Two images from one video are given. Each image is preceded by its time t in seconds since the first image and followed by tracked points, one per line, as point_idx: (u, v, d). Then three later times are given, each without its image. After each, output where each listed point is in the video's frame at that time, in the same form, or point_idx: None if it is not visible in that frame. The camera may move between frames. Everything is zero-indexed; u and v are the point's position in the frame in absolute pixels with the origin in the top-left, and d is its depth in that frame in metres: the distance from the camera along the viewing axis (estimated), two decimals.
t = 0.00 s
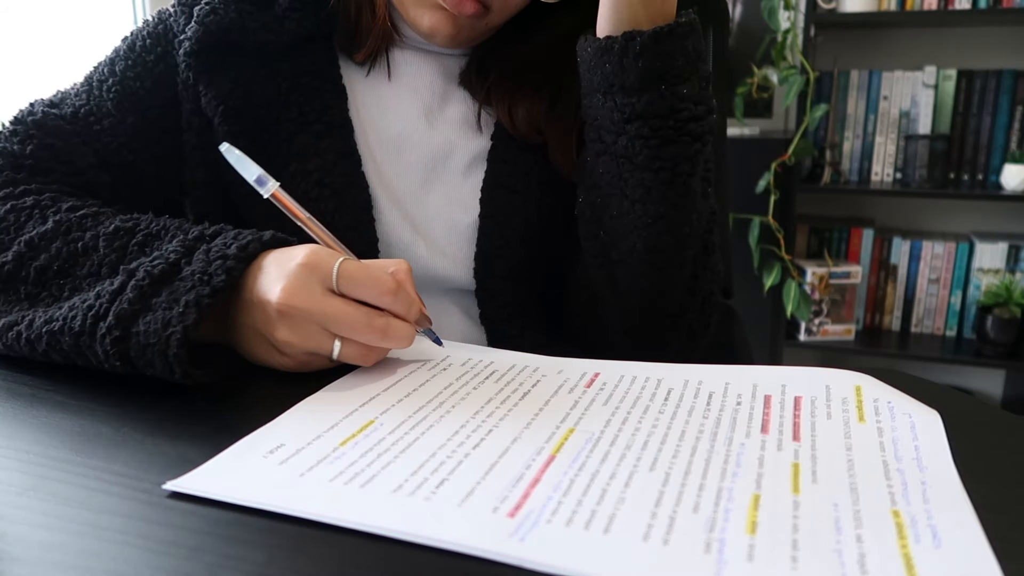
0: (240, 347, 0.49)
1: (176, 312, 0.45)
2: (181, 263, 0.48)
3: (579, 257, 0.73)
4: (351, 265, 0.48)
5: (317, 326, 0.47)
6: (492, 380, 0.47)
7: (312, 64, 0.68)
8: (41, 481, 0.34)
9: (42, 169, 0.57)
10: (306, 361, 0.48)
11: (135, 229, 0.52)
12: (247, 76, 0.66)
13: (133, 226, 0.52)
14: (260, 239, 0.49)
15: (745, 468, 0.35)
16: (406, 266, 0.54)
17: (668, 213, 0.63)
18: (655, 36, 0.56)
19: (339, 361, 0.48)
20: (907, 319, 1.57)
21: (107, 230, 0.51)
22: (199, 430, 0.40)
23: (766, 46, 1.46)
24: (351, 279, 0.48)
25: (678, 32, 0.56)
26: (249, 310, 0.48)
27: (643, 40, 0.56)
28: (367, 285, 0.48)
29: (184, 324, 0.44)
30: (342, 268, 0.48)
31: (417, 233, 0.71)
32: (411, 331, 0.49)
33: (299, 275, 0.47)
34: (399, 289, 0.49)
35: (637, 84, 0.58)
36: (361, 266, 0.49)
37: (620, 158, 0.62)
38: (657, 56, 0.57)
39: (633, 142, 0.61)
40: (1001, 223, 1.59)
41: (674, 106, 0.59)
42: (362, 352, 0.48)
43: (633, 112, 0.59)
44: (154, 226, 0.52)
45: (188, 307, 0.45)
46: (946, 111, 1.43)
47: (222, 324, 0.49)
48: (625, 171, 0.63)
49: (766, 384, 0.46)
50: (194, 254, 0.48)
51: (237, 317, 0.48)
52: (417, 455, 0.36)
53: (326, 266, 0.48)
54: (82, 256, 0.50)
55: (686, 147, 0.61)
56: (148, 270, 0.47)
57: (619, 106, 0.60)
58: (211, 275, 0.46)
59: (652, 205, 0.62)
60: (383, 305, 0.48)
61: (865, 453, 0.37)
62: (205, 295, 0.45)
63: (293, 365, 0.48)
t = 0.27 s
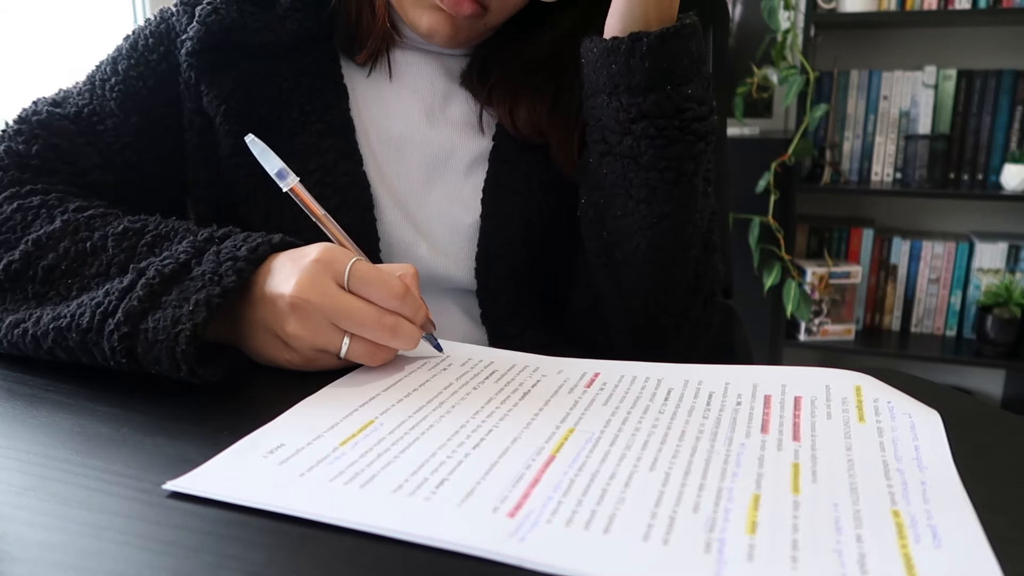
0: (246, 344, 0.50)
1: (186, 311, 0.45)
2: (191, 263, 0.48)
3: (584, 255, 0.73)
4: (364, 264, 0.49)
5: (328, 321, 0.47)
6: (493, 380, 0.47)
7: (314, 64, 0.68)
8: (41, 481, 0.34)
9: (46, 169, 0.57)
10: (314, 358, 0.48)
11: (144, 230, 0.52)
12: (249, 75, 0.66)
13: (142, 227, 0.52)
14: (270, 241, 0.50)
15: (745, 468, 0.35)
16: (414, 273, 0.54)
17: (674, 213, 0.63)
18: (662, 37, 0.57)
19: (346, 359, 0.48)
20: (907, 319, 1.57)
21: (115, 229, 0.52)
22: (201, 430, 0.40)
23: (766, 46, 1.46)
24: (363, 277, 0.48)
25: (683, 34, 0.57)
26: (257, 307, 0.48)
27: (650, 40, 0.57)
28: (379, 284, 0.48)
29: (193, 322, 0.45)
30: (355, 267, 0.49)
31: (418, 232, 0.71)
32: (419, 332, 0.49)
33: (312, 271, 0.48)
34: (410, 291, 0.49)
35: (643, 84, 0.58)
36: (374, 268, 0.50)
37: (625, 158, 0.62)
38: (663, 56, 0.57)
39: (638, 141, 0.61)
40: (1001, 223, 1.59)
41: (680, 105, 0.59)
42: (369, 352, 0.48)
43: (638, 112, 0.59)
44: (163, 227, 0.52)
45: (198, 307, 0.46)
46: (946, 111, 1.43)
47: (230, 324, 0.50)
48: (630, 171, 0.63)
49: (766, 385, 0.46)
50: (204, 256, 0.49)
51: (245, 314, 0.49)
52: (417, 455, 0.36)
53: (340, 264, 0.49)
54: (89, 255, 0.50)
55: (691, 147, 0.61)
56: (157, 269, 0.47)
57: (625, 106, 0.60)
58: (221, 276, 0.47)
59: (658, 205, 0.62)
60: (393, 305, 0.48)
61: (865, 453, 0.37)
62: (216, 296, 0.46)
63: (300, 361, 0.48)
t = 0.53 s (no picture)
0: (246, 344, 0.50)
1: (186, 311, 0.45)
2: (191, 263, 0.48)
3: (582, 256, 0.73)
4: (365, 262, 0.49)
5: (329, 318, 0.47)
6: (492, 380, 0.47)
7: (313, 64, 0.68)
8: (40, 481, 0.34)
9: (46, 169, 0.57)
10: (314, 356, 0.48)
11: (144, 231, 0.52)
12: (249, 75, 0.66)
13: (143, 228, 0.52)
14: (269, 241, 0.50)
15: (745, 468, 0.35)
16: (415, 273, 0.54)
17: (670, 215, 0.63)
18: (655, 38, 0.57)
19: (347, 357, 0.48)
20: (907, 319, 1.57)
21: (116, 230, 0.52)
22: (201, 430, 0.40)
23: (765, 46, 1.46)
24: (364, 273, 0.48)
25: (676, 35, 0.58)
26: (258, 305, 0.48)
27: (643, 42, 0.57)
28: (380, 281, 0.48)
29: (193, 323, 0.45)
30: (357, 265, 0.49)
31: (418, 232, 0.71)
32: (420, 330, 0.49)
33: (313, 267, 0.48)
34: (411, 289, 0.49)
35: (638, 86, 0.59)
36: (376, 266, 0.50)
37: (620, 160, 0.63)
38: (657, 57, 0.58)
39: (633, 144, 0.61)
40: (1001, 223, 1.59)
41: (674, 107, 0.59)
42: (370, 349, 0.48)
43: (632, 114, 0.60)
44: (164, 228, 0.52)
45: (197, 306, 0.45)
46: (945, 111, 1.43)
47: (231, 323, 0.50)
48: (625, 173, 0.63)
49: (766, 385, 0.46)
50: (203, 256, 0.49)
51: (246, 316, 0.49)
52: (417, 455, 0.36)
53: (342, 261, 0.49)
54: (89, 256, 0.50)
55: (686, 148, 0.61)
56: (157, 269, 0.47)
57: (619, 109, 0.60)
58: (221, 277, 0.47)
59: (654, 207, 0.62)
60: (393, 303, 0.48)
61: (865, 453, 0.37)
62: (215, 296, 0.46)
63: (300, 359, 0.48)
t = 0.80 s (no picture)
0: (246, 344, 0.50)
1: (185, 311, 0.45)
2: (190, 263, 0.48)
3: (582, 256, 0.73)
4: (360, 262, 0.49)
5: (326, 320, 0.47)
6: (492, 380, 0.47)
7: (314, 64, 0.68)
8: (40, 482, 0.33)
9: (47, 170, 0.57)
10: (313, 356, 0.48)
11: (143, 232, 0.52)
12: (250, 76, 0.66)
13: (141, 228, 0.52)
14: (268, 241, 0.50)
15: (745, 468, 0.35)
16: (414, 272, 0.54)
17: (669, 217, 0.63)
18: (654, 42, 0.57)
19: (345, 357, 0.48)
20: (907, 319, 1.57)
21: (115, 231, 0.52)
22: (202, 430, 0.40)
23: (765, 46, 1.46)
24: (359, 275, 0.48)
25: (676, 38, 0.58)
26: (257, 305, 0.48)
27: (642, 46, 0.57)
28: (375, 282, 0.48)
29: (191, 323, 0.45)
30: (352, 266, 0.48)
31: (419, 233, 0.71)
32: (417, 330, 0.49)
33: (308, 269, 0.48)
34: (408, 289, 0.49)
35: (638, 89, 0.59)
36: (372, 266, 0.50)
37: (620, 163, 0.63)
38: (656, 60, 0.58)
39: (633, 146, 0.61)
40: (1001, 223, 1.59)
41: (674, 110, 0.59)
42: (367, 350, 0.48)
43: (632, 117, 0.60)
44: (163, 228, 0.52)
45: (196, 307, 0.45)
46: (945, 111, 1.43)
47: (230, 323, 0.50)
48: (625, 175, 0.63)
49: (766, 385, 0.46)
50: (202, 256, 0.49)
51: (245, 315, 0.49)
52: (417, 455, 0.36)
53: (338, 262, 0.49)
54: (88, 256, 0.50)
55: (685, 151, 0.61)
56: (156, 269, 0.47)
57: (619, 112, 0.60)
58: (220, 277, 0.47)
59: (653, 209, 0.63)
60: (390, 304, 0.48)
61: (865, 453, 0.37)
62: (214, 296, 0.46)
63: (298, 359, 0.48)
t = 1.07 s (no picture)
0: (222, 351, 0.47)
1: (140, 323, 0.42)
2: (155, 268, 0.45)
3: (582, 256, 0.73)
4: (316, 268, 0.44)
5: (274, 331, 0.43)
6: (491, 380, 0.47)
7: (314, 64, 0.68)
8: (40, 481, 0.34)
9: (48, 171, 0.57)
10: (267, 368, 0.45)
11: (122, 236, 0.50)
12: (250, 76, 0.66)
13: (121, 232, 0.50)
14: (228, 248, 0.46)
15: (745, 468, 0.35)
16: (385, 278, 0.49)
17: (667, 214, 0.63)
18: (649, 40, 0.58)
19: (297, 372, 0.45)
20: (907, 319, 1.57)
21: (95, 235, 0.50)
22: (203, 430, 0.40)
23: (765, 46, 1.46)
24: (310, 282, 0.43)
25: (671, 36, 0.58)
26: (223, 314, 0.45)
27: (637, 43, 0.58)
28: (326, 290, 0.43)
29: (145, 337, 0.42)
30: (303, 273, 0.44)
31: (419, 232, 0.71)
32: (375, 343, 0.45)
33: (258, 275, 0.44)
34: (364, 299, 0.45)
35: (633, 86, 0.59)
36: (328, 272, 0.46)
37: (617, 161, 0.63)
38: (651, 58, 0.58)
39: (629, 144, 0.62)
40: (1001, 223, 1.59)
41: (669, 108, 0.60)
42: (320, 364, 0.45)
43: (629, 114, 0.60)
44: (141, 232, 0.50)
45: (152, 318, 0.42)
46: (945, 111, 1.43)
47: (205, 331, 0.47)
48: (622, 174, 0.63)
49: (766, 385, 0.46)
50: (170, 261, 0.46)
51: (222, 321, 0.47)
52: (416, 455, 0.36)
53: (289, 268, 0.44)
54: (69, 260, 0.49)
55: (682, 148, 0.62)
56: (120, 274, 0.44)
57: (615, 110, 0.61)
58: (180, 285, 0.44)
59: (651, 207, 0.63)
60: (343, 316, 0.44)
61: (865, 453, 0.37)
62: (171, 306, 0.42)
63: (255, 371, 0.45)
